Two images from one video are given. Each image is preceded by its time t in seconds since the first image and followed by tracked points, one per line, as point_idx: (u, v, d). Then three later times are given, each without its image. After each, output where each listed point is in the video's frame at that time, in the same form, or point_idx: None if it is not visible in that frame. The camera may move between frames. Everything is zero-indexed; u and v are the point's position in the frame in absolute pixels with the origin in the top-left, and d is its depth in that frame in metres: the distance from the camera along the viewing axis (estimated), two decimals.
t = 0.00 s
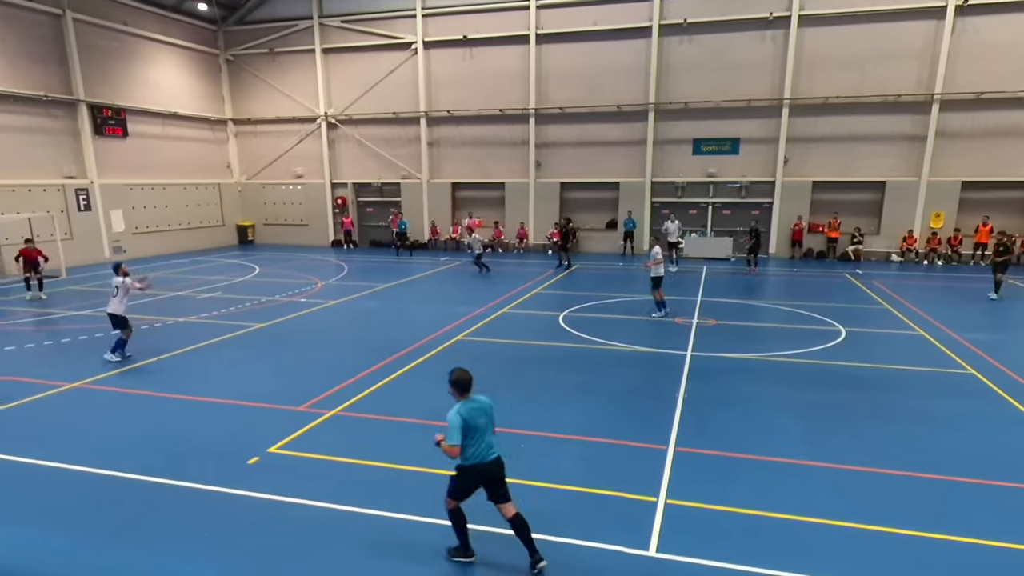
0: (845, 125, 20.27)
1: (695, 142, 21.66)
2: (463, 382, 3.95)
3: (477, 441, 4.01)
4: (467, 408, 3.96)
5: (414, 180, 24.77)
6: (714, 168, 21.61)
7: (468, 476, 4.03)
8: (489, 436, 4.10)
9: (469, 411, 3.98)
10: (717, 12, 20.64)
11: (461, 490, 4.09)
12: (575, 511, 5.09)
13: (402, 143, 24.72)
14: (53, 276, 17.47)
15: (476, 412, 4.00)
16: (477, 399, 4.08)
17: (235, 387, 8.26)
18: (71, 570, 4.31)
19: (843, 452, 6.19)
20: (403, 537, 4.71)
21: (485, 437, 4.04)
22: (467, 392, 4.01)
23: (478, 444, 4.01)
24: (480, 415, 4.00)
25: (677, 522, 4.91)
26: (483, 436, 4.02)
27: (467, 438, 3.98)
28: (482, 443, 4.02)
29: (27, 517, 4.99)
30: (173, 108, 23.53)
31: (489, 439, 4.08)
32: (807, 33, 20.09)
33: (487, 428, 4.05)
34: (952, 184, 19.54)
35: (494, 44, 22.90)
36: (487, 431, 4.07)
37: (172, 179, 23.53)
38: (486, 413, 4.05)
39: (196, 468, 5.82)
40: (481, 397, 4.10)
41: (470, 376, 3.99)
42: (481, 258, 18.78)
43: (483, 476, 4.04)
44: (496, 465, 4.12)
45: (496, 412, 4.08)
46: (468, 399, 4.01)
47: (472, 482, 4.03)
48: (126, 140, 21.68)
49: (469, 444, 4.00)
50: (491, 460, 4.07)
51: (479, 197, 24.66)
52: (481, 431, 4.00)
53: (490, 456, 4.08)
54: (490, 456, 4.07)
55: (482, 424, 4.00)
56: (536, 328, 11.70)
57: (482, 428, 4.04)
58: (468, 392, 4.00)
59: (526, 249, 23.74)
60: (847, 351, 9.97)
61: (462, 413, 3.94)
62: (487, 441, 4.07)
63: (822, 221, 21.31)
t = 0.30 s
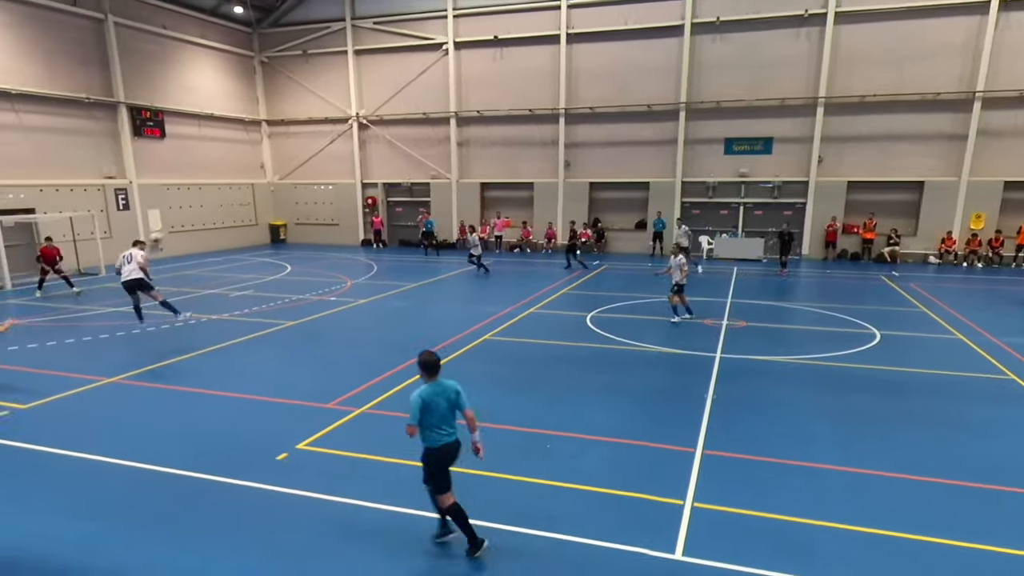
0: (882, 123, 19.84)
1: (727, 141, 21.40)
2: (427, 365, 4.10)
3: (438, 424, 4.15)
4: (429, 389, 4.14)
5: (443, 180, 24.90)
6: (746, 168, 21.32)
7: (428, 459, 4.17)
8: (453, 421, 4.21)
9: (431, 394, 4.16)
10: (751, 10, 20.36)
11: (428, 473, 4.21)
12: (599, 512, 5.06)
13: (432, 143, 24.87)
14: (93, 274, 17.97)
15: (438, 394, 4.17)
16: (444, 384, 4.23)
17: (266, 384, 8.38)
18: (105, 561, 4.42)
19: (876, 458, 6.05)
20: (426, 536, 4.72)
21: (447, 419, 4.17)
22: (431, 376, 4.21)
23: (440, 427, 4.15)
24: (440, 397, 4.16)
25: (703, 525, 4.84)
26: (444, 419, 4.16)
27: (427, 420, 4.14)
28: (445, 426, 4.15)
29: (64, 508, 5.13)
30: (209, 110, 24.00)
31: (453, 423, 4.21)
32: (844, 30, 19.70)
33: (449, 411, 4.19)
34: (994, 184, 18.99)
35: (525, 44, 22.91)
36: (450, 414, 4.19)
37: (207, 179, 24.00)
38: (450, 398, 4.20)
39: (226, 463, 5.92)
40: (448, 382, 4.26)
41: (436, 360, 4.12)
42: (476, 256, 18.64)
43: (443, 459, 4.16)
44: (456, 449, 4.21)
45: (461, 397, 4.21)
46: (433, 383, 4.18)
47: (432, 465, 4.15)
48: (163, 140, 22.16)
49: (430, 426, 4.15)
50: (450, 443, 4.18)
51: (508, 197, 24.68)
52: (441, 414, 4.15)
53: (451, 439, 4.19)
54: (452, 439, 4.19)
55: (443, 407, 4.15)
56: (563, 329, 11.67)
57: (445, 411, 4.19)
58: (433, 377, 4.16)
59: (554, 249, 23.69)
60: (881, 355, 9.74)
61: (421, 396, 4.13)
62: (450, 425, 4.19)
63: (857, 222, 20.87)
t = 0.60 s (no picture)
0: (919, 122, 19.39)
1: (758, 141, 21.11)
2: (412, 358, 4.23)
3: (412, 417, 4.29)
4: (409, 384, 4.24)
5: (471, 180, 24.99)
6: (777, 168, 21.02)
7: (394, 449, 4.29)
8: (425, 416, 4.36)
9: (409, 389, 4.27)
10: (784, 8, 20.07)
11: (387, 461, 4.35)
12: (623, 513, 5.03)
13: (460, 143, 24.97)
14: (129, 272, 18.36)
15: (416, 390, 4.28)
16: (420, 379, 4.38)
17: (295, 381, 8.50)
18: (137, 553, 4.51)
19: (909, 464, 5.92)
20: (450, 534, 4.74)
21: (420, 414, 4.31)
22: (412, 371, 4.31)
23: (413, 420, 4.28)
24: (418, 393, 4.28)
25: (729, 528, 4.78)
26: (418, 412, 4.29)
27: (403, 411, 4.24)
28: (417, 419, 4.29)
29: (99, 501, 5.24)
30: (242, 111, 24.40)
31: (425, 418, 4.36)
32: (880, 27, 19.32)
33: (424, 407, 4.32)
34: None
35: (554, 44, 22.89)
36: (424, 410, 4.32)
37: (239, 179, 24.40)
38: (427, 393, 4.35)
39: (256, 459, 6.01)
40: (425, 378, 4.39)
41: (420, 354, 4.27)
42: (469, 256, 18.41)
43: (408, 451, 4.30)
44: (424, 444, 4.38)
45: (438, 395, 4.36)
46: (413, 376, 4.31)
47: (396, 455, 4.28)
48: (197, 141, 22.57)
49: (404, 418, 4.25)
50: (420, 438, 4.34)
51: (535, 197, 24.66)
52: (417, 409, 4.28)
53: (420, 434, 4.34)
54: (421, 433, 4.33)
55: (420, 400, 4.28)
56: (589, 329, 11.62)
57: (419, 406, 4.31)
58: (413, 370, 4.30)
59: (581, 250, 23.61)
60: (916, 359, 9.53)
61: (400, 387, 4.23)
62: (422, 420, 4.34)
63: (891, 223, 20.44)
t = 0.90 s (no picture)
0: (955, 120, 18.93)
1: (788, 140, 20.81)
2: (403, 368, 4.25)
3: (396, 425, 4.33)
4: (396, 392, 4.30)
5: (498, 180, 25.03)
6: (807, 168, 20.70)
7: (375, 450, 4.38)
8: (411, 428, 4.37)
9: (397, 397, 4.32)
10: (816, 5, 19.75)
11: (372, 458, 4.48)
12: (644, 515, 5.00)
13: (487, 143, 25.04)
14: (162, 270, 18.74)
15: (403, 401, 4.31)
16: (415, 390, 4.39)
17: (322, 379, 8.61)
18: (164, 545, 4.61)
19: (941, 470, 5.78)
20: (470, 533, 4.76)
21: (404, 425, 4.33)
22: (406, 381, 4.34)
23: (394, 428, 4.33)
24: (404, 403, 4.31)
25: (752, 532, 4.73)
26: (404, 421, 4.32)
27: (387, 415, 4.31)
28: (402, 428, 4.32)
29: (131, 493, 5.37)
30: (272, 112, 24.74)
31: (412, 427, 4.37)
32: (915, 24, 18.92)
33: (408, 419, 4.33)
34: None
35: (581, 43, 22.83)
36: (408, 422, 4.33)
37: (269, 179, 24.75)
38: (416, 404, 4.34)
39: (281, 455, 6.10)
40: (419, 393, 4.37)
41: (413, 367, 4.27)
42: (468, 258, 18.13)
43: (388, 455, 4.38)
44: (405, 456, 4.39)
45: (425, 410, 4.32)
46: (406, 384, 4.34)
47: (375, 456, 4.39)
48: (229, 142, 22.95)
49: (389, 422, 4.32)
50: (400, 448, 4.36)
51: (562, 197, 24.60)
52: (399, 419, 4.31)
53: (402, 445, 4.36)
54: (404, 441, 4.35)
55: (406, 409, 4.31)
56: (614, 330, 11.56)
57: (404, 417, 4.33)
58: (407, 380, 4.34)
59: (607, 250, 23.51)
60: (950, 363, 9.30)
61: (389, 392, 4.31)
62: (406, 431, 4.35)
63: (926, 223, 19.98)
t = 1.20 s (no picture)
0: (992, 119, 18.46)
1: (818, 140, 20.49)
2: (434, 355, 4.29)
3: (421, 411, 4.36)
4: (425, 377, 4.35)
5: (523, 180, 25.05)
6: (838, 167, 20.35)
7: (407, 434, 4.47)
8: (434, 418, 4.32)
9: (425, 383, 4.36)
10: (849, 1, 19.41)
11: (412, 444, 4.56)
12: (667, 518, 4.96)
13: (513, 143, 25.07)
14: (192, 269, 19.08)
15: (429, 388, 4.33)
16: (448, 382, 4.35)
17: (348, 377, 8.69)
18: (193, 539, 4.69)
19: (974, 478, 5.63)
20: (494, 534, 4.75)
21: (426, 412, 4.33)
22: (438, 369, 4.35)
23: (419, 414, 4.36)
24: (429, 389, 4.33)
25: (778, 537, 4.66)
26: (427, 409, 4.32)
27: (415, 401, 4.38)
28: (424, 413, 4.31)
29: (161, 488, 5.46)
30: (301, 113, 25.05)
31: (436, 418, 4.33)
32: (952, 20, 18.50)
33: (431, 406, 4.31)
34: None
35: (609, 43, 22.73)
36: (431, 409, 4.32)
37: (298, 179, 25.06)
38: (439, 394, 4.30)
39: (307, 452, 6.17)
40: (445, 383, 4.30)
41: (442, 358, 4.24)
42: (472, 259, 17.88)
43: (413, 442, 4.42)
44: (427, 444, 4.35)
45: (445, 399, 4.23)
46: (438, 374, 4.35)
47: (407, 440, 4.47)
48: (258, 143, 23.28)
49: (415, 408, 4.38)
50: (422, 434, 4.35)
51: (588, 197, 24.53)
52: (422, 405, 4.33)
53: (424, 432, 4.35)
54: (426, 428, 4.34)
55: (429, 395, 4.31)
56: (640, 331, 11.49)
57: (428, 405, 4.33)
58: (440, 369, 4.34)
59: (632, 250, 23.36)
60: (986, 368, 9.06)
61: (421, 376, 4.39)
62: (429, 419, 4.33)
63: (961, 224, 19.52)
